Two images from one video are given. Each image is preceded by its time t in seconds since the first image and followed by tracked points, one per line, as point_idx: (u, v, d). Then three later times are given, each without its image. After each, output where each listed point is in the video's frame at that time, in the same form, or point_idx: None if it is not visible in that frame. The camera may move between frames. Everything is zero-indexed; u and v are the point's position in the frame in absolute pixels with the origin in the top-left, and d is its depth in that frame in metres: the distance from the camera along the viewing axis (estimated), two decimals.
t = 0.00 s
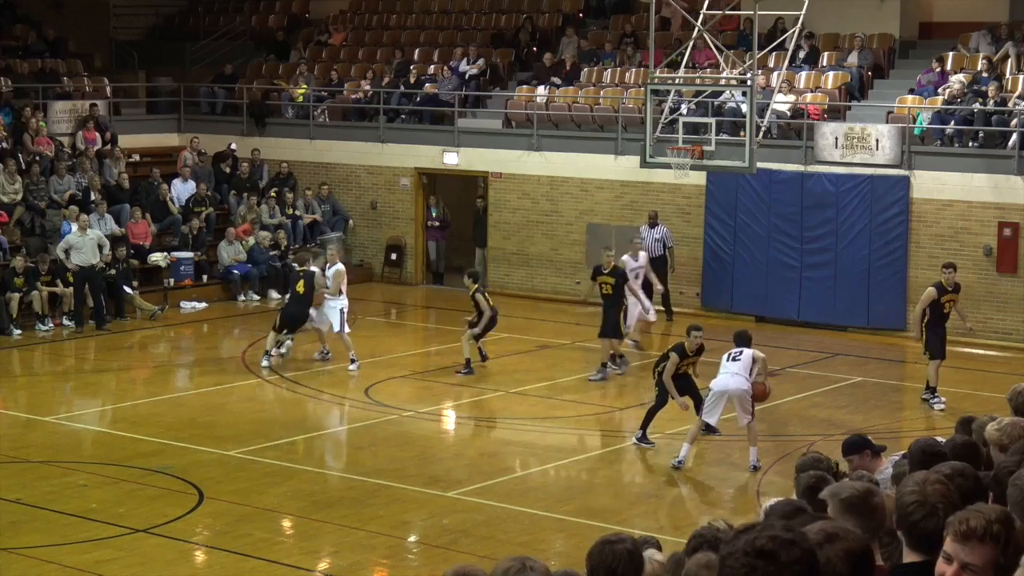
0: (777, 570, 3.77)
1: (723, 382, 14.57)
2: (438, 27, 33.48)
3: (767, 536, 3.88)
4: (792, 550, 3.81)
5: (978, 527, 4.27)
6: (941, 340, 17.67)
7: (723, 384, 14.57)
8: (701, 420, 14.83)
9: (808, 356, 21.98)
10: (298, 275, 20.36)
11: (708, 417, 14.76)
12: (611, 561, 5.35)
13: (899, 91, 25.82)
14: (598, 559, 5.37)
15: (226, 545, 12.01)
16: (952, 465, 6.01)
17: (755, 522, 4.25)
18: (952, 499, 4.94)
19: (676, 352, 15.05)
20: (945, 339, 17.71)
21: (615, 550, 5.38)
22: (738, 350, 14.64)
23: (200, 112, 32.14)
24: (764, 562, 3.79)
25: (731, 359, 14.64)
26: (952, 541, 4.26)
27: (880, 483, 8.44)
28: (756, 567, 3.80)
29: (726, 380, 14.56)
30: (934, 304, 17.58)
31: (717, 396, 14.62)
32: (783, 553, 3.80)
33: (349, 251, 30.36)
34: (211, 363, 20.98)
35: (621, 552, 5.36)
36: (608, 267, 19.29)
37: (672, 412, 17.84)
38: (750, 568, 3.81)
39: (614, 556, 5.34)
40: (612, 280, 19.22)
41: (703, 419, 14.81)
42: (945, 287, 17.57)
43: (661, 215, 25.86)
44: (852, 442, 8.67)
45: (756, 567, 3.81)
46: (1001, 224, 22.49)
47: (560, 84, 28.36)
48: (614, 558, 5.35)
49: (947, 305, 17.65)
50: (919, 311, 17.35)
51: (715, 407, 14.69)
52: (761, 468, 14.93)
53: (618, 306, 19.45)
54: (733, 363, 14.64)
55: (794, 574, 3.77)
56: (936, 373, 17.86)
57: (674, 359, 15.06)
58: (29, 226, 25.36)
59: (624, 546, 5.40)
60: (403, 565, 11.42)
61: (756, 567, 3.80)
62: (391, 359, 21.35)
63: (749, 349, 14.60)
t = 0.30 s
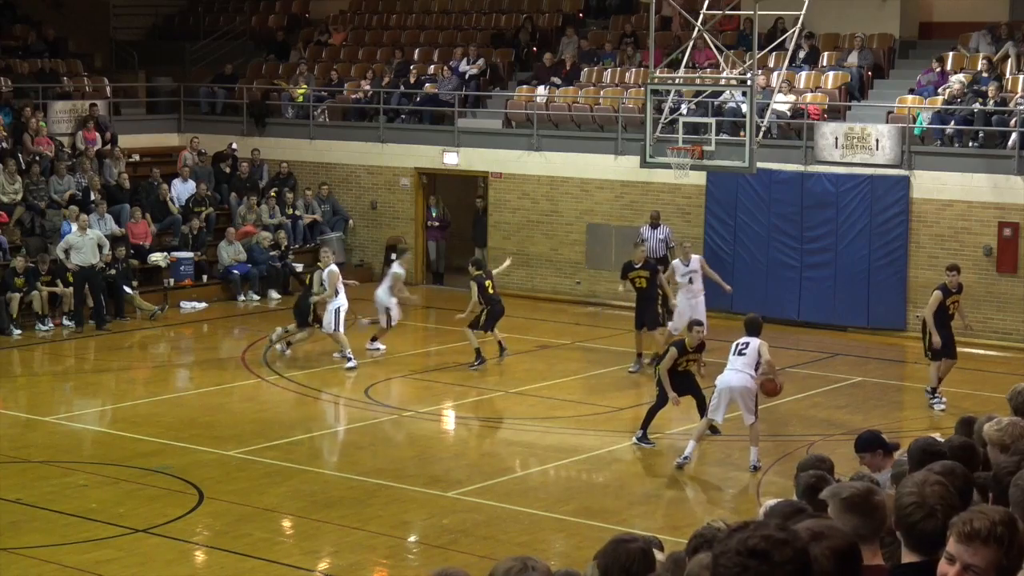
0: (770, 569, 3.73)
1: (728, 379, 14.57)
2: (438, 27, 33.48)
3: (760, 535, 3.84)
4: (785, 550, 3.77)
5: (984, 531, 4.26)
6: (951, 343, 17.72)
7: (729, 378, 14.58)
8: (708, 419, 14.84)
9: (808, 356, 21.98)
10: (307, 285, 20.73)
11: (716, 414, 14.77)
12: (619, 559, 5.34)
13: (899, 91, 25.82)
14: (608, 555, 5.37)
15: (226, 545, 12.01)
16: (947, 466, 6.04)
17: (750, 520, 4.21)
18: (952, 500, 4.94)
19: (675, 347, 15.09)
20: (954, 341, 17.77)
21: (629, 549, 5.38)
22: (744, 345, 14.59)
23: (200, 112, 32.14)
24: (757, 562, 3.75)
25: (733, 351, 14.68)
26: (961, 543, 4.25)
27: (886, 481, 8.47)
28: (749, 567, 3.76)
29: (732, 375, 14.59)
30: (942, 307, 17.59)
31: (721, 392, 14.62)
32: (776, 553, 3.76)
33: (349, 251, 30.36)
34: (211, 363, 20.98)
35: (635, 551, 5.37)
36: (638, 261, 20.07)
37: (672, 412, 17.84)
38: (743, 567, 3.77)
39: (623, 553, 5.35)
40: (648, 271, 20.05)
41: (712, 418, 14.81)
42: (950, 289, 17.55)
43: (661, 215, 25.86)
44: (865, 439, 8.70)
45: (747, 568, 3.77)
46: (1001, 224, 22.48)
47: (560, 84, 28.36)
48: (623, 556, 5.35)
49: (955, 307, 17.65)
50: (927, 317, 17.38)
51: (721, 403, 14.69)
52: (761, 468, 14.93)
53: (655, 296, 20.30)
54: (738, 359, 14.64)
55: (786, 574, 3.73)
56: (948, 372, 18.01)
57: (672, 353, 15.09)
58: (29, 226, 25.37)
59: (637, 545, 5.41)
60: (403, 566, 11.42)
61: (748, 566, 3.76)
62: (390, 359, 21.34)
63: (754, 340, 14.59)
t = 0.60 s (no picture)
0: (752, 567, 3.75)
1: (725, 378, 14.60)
2: (438, 27, 33.48)
3: (746, 534, 3.87)
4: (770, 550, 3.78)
5: (979, 530, 4.27)
6: (957, 343, 17.73)
7: (728, 378, 14.59)
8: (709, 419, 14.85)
9: (808, 356, 21.97)
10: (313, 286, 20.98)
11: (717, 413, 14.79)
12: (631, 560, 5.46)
13: (900, 91, 25.81)
14: (618, 555, 5.48)
15: (225, 545, 12.00)
16: (936, 466, 6.22)
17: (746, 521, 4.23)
18: (952, 502, 4.94)
19: (683, 345, 15.10)
20: (959, 341, 17.77)
21: (638, 549, 5.49)
22: (742, 342, 14.60)
23: (200, 112, 32.13)
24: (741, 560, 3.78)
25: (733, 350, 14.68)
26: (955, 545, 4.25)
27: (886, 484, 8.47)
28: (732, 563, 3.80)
29: (731, 375, 14.60)
30: (948, 308, 17.61)
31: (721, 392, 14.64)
32: (759, 553, 3.79)
33: (349, 251, 30.36)
34: (211, 363, 20.97)
35: (644, 552, 5.47)
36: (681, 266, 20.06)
37: (672, 412, 17.83)
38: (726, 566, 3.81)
39: (633, 554, 5.46)
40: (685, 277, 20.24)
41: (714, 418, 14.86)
42: (955, 288, 17.59)
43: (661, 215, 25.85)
44: (861, 445, 8.70)
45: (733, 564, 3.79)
46: (1001, 224, 22.48)
47: (560, 84, 28.36)
48: (633, 556, 5.46)
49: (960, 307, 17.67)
50: (931, 315, 17.42)
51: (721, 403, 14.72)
52: (761, 468, 14.92)
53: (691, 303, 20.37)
54: (738, 358, 14.63)
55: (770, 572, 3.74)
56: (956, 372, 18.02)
57: (678, 351, 15.11)
58: (29, 226, 25.35)
59: (645, 545, 5.51)
60: (403, 565, 11.42)
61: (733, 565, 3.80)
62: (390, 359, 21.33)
63: (752, 337, 14.57)
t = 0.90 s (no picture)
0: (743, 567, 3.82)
1: (724, 380, 14.59)
2: (438, 27, 33.48)
3: (740, 533, 3.91)
4: (760, 550, 3.84)
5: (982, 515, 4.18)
6: (961, 340, 17.68)
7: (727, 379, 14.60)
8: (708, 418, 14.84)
9: (808, 356, 21.97)
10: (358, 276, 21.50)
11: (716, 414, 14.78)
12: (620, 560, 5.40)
13: (900, 91, 25.80)
14: (608, 554, 5.42)
15: (225, 545, 12.00)
16: (937, 465, 6.28)
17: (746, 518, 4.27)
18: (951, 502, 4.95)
19: (678, 345, 15.10)
20: (963, 340, 17.73)
21: (627, 548, 5.43)
22: (735, 340, 14.57)
23: (200, 112, 32.14)
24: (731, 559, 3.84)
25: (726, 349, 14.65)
26: (944, 518, 4.23)
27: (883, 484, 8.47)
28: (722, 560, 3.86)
29: (728, 375, 14.61)
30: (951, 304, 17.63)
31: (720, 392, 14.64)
32: (748, 553, 3.84)
33: (349, 251, 30.36)
34: (211, 363, 20.98)
35: (634, 551, 5.41)
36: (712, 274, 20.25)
37: (671, 412, 17.83)
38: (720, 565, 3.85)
39: (622, 552, 5.40)
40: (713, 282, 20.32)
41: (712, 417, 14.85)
42: (961, 286, 17.65)
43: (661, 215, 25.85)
44: (854, 446, 8.70)
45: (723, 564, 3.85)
46: (1001, 224, 22.48)
47: (560, 84, 28.36)
48: (622, 554, 5.41)
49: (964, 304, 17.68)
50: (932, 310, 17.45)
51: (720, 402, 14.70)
52: (762, 468, 14.92)
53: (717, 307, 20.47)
54: (733, 358, 14.62)
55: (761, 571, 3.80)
56: (960, 372, 17.96)
57: (675, 352, 15.11)
58: (29, 226, 25.35)
59: (635, 544, 5.46)
60: (404, 565, 11.42)
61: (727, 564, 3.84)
62: (389, 359, 21.32)
63: (743, 335, 14.54)
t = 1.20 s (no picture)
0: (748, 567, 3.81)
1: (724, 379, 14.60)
2: (438, 27, 33.48)
3: (741, 534, 3.91)
4: (764, 550, 3.84)
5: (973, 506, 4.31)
6: (960, 337, 17.69)
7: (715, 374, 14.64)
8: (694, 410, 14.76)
9: (808, 356, 21.97)
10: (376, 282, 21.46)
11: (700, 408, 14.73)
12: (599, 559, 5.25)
13: (900, 91, 25.80)
14: (591, 555, 5.25)
15: (225, 545, 12.00)
16: (939, 463, 6.26)
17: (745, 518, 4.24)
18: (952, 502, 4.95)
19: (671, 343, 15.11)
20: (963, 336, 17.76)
21: (609, 548, 5.26)
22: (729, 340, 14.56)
23: (200, 112, 32.14)
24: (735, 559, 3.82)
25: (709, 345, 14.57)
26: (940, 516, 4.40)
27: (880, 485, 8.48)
28: (725, 560, 3.84)
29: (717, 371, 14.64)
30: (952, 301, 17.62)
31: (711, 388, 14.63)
32: (752, 553, 3.83)
33: (349, 251, 30.35)
34: (211, 363, 20.98)
35: (616, 551, 5.25)
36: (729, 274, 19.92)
37: (671, 412, 17.83)
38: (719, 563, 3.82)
39: (604, 552, 5.22)
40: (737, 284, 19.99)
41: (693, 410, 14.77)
42: (960, 284, 17.58)
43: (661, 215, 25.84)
44: (849, 446, 8.72)
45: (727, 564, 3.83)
46: (1001, 224, 22.48)
47: (560, 84, 28.36)
48: (605, 554, 5.24)
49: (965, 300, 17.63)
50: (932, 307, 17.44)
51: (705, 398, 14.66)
52: (762, 468, 14.91)
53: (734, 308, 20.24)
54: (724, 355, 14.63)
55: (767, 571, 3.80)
56: (959, 370, 17.99)
57: (667, 351, 15.11)
58: (29, 226, 25.33)
59: (617, 544, 5.28)
60: (404, 565, 11.42)
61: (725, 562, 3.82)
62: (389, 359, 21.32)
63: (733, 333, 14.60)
